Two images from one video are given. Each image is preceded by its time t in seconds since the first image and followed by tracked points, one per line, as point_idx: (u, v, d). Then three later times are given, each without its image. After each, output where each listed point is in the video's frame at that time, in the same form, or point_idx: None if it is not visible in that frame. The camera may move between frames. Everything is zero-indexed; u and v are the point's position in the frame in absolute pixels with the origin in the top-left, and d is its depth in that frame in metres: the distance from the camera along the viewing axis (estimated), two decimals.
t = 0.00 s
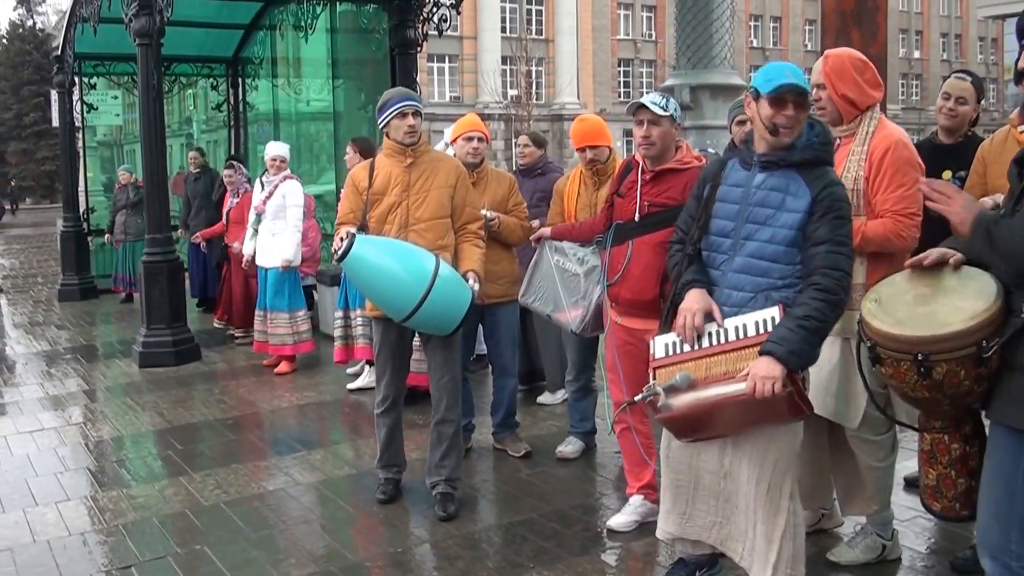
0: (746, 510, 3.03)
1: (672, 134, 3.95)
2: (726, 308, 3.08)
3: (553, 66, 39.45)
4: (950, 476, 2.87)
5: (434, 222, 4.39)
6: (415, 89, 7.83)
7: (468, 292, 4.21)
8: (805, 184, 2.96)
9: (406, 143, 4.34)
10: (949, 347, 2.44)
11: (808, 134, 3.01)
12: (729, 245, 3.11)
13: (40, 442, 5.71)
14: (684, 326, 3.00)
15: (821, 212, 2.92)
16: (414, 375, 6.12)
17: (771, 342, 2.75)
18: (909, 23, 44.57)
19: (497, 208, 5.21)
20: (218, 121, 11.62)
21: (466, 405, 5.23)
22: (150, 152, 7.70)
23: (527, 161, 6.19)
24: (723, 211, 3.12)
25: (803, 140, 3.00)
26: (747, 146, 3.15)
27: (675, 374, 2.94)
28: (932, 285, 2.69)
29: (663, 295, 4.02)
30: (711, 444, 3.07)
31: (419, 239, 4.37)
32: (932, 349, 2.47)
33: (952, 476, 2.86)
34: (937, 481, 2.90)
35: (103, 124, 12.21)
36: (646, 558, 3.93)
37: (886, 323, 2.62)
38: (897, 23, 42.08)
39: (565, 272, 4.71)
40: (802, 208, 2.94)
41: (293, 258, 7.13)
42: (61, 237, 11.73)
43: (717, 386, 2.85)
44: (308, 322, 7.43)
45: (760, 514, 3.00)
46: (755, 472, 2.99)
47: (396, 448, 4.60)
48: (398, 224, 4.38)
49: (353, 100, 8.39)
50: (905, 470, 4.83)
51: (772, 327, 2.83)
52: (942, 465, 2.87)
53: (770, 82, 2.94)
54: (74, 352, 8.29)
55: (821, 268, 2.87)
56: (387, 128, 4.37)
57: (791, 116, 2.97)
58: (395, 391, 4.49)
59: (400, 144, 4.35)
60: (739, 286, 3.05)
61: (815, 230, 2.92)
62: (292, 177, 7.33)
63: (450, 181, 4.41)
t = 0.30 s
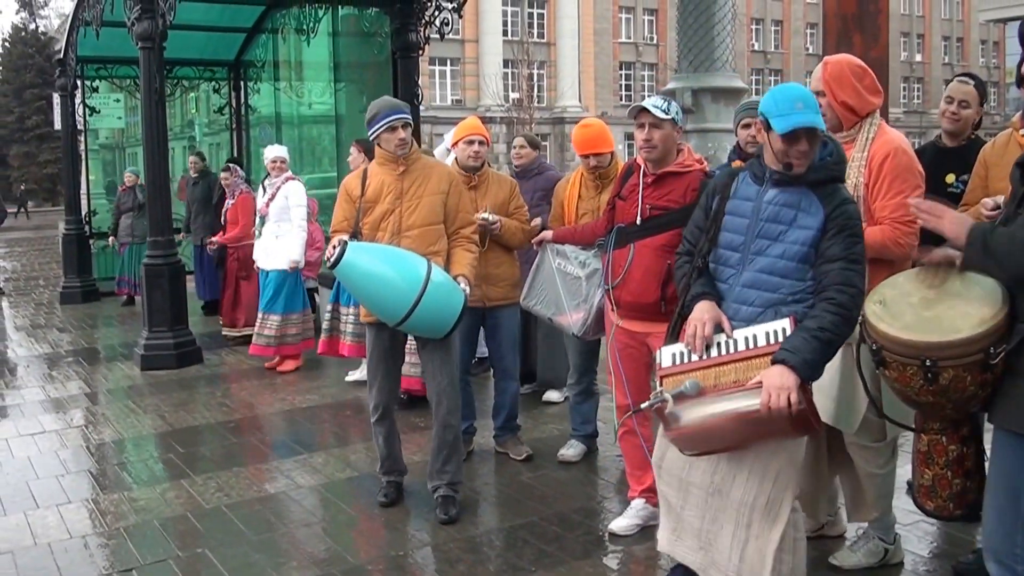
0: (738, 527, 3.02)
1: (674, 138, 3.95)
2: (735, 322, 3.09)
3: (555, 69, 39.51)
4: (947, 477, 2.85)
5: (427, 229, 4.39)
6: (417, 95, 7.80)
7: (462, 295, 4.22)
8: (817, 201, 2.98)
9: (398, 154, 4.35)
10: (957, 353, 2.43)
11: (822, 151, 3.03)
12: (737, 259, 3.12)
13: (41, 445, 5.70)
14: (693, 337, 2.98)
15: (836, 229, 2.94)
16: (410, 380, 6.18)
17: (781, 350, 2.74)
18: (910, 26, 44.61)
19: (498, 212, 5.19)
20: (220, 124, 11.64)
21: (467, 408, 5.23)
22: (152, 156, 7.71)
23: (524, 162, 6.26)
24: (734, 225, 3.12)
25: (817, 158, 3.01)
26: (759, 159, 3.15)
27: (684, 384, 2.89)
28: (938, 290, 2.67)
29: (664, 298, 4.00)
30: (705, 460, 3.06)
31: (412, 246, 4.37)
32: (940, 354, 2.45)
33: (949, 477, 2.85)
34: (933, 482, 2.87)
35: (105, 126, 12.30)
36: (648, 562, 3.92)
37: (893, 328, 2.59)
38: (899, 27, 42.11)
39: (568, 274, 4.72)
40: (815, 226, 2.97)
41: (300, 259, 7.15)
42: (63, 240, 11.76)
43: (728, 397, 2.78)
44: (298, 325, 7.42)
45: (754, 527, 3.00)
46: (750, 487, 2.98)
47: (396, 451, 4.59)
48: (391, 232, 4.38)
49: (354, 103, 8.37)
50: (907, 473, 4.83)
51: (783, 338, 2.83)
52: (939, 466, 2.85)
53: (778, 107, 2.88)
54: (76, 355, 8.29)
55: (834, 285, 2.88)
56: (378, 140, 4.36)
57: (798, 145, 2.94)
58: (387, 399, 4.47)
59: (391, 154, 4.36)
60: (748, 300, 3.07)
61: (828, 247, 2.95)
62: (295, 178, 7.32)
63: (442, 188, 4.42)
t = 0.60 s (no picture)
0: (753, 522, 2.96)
1: (675, 141, 3.97)
2: (728, 322, 2.99)
3: (556, 73, 39.57)
4: (950, 483, 2.86)
5: (423, 227, 4.40)
6: (418, 97, 7.97)
7: (461, 293, 4.23)
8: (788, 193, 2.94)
9: (392, 153, 4.34)
10: (956, 359, 2.42)
11: (782, 146, 3.01)
12: (717, 261, 3.02)
13: (42, 448, 5.70)
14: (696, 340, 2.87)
15: (811, 217, 2.91)
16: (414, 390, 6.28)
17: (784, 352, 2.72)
18: (912, 30, 44.66)
19: (499, 216, 5.18)
20: (222, 127, 11.64)
21: (468, 411, 5.22)
22: (153, 159, 7.71)
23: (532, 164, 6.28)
24: (707, 228, 3.04)
25: (778, 153, 2.98)
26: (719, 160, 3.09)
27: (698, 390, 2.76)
28: (939, 297, 2.68)
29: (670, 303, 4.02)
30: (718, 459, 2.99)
31: (409, 244, 4.37)
32: (940, 361, 2.45)
33: (952, 483, 2.86)
34: (936, 488, 2.89)
35: (106, 129, 12.13)
36: (649, 566, 3.91)
37: (893, 335, 2.60)
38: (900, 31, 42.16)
39: (568, 278, 4.74)
40: (791, 216, 2.92)
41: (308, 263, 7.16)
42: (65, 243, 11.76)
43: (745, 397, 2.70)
44: (303, 330, 7.43)
45: (769, 519, 2.94)
46: (762, 482, 2.93)
47: (397, 454, 4.58)
48: (388, 231, 4.38)
49: (356, 106, 8.37)
50: (909, 477, 4.82)
51: (783, 330, 2.80)
52: (941, 472, 2.87)
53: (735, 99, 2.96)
54: (77, 358, 8.28)
55: (821, 271, 2.87)
56: (372, 140, 4.35)
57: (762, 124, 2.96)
58: (390, 395, 4.46)
59: (386, 153, 4.35)
60: (739, 300, 2.97)
61: (807, 236, 2.92)
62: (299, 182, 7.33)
63: (437, 186, 4.42)
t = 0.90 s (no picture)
0: (757, 509, 2.95)
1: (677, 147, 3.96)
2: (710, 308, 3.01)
3: (557, 77, 39.58)
4: (957, 492, 2.85)
5: (425, 230, 4.40)
6: (420, 100, 7.98)
7: (464, 296, 4.21)
8: (743, 177, 3.04)
9: (394, 155, 4.35)
10: (952, 364, 2.44)
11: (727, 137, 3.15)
12: (688, 253, 3.04)
13: (42, 450, 5.69)
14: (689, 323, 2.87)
15: (772, 194, 3.00)
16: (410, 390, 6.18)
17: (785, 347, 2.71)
18: (913, 34, 44.67)
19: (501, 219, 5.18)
20: (223, 130, 11.64)
21: (468, 414, 5.22)
22: (155, 161, 7.72)
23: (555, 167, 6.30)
24: (673, 223, 3.06)
25: (723, 142, 3.13)
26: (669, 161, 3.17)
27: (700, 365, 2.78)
28: (937, 304, 2.72)
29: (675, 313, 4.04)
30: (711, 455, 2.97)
31: (411, 249, 4.38)
32: (934, 365, 2.48)
33: (960, 492, 2.84)
34: (945, 497, 2.88)
35: (108, 132, 12.11)
36: (649, 569, 3.91)
37: (888, 341, 2.65)
38: (902, 36, 42.16)
39: (568, 282, 4.71)
40: (752, 196, 3.01)
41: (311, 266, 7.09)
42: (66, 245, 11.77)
43: (747, 362, 2.75)
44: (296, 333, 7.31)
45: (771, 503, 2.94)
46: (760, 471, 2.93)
47: (397, 457, 4.58)
48: (390, 235, 4.38)
49: (357, 109, 8.37)
50: (910, 482, 4.82)
51: (768, 304, 2.89)
52: (949, 481, 2.85)
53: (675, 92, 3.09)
54: (78, 360, 8.28)
55: (793, 242, 2.94)
56: (373, 141, 4.35)
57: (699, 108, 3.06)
58: (392, 398, 4.46)
59: (387, 155, 4.34)
60: (717, 283, 3.00)
61: (772, 212, 2.99)
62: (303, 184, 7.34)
63: (437, 188, 4.43)
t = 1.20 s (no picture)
0: (743, 517, 2.97)
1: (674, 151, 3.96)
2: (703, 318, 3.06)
3: (558, 81, 39.61)
4: (953, 492, 2.81)
5: (427, 235, 4.41)
6: (420, 103, 7.99)
7: (464, 300, 4.22)
8: (731, 191, 3.12)
9: (397, 159, 4.35)
10: (947, 368, 2.40)
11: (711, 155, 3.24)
12: (681, 265, 3.11)
13: (41, 452, 5.68)
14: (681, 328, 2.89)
15: (759, 207, 3.09)
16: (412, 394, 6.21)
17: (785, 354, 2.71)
18: (914, 39, 44.71)
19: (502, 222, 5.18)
20: (223, 133, 11.64)
21: (468, 417, 5.22)
22: (155, 163, 7.72)
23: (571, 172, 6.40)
24: (665, 237, 3.13)
25: (712, 160, 3.20)
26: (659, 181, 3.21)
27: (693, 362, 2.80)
28: (936, 305, 2.63)
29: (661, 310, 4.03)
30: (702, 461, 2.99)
31: (413, 252, 4.38)
32: (931, 370, 2.43)
33: (954, 491, 2.80)
34: (940, 496, 2.84)
35: (108, 134, 12.04)
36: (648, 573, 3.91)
37: (885, 343, 2.57)
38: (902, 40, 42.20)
39: (568, 286, 4.71)
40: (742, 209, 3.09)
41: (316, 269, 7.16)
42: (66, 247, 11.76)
43: (740, 357, 2.77)
44: (307, 339, 7.33)
45: (759, 514, 2.97)
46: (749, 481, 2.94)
47: (397, 460, 4.58)
48: (391, 239, 4.38)
49: (358, 112, 8.39)
50: (909, 487, 4.81)
51: (756, 308, 2.94)
52: (944, 480, 2.82)
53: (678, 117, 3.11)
54: (77, 362, 8.27)
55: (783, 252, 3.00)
56: (377, 145, 4.35)
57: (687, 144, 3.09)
58: (393, 403, 4.46)
59: (391, 159, 4.35)
60: (709, 292, 3.05)
61: (761, 224, 3.07)
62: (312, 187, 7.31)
63: (440, 193, 4.43)
